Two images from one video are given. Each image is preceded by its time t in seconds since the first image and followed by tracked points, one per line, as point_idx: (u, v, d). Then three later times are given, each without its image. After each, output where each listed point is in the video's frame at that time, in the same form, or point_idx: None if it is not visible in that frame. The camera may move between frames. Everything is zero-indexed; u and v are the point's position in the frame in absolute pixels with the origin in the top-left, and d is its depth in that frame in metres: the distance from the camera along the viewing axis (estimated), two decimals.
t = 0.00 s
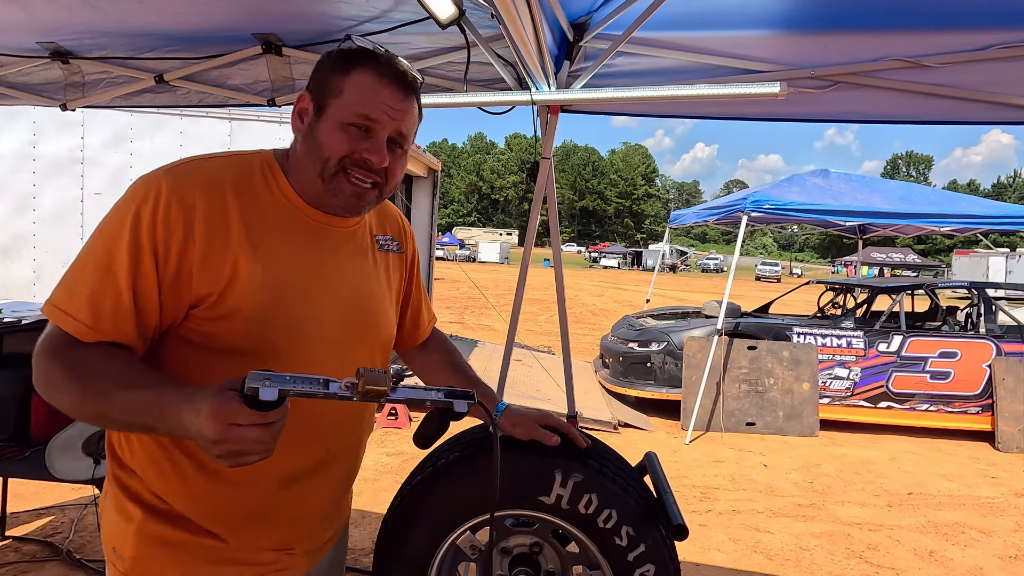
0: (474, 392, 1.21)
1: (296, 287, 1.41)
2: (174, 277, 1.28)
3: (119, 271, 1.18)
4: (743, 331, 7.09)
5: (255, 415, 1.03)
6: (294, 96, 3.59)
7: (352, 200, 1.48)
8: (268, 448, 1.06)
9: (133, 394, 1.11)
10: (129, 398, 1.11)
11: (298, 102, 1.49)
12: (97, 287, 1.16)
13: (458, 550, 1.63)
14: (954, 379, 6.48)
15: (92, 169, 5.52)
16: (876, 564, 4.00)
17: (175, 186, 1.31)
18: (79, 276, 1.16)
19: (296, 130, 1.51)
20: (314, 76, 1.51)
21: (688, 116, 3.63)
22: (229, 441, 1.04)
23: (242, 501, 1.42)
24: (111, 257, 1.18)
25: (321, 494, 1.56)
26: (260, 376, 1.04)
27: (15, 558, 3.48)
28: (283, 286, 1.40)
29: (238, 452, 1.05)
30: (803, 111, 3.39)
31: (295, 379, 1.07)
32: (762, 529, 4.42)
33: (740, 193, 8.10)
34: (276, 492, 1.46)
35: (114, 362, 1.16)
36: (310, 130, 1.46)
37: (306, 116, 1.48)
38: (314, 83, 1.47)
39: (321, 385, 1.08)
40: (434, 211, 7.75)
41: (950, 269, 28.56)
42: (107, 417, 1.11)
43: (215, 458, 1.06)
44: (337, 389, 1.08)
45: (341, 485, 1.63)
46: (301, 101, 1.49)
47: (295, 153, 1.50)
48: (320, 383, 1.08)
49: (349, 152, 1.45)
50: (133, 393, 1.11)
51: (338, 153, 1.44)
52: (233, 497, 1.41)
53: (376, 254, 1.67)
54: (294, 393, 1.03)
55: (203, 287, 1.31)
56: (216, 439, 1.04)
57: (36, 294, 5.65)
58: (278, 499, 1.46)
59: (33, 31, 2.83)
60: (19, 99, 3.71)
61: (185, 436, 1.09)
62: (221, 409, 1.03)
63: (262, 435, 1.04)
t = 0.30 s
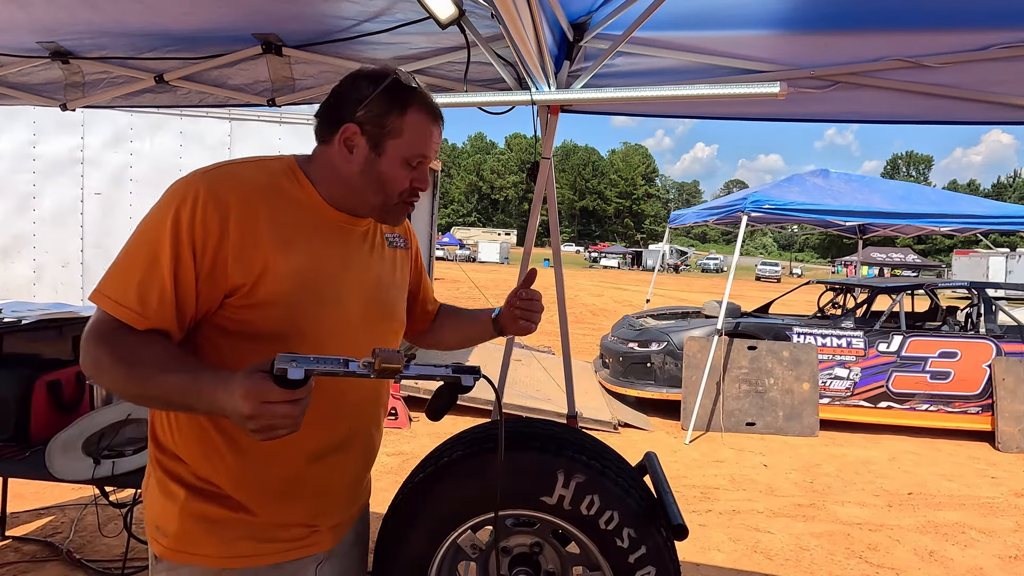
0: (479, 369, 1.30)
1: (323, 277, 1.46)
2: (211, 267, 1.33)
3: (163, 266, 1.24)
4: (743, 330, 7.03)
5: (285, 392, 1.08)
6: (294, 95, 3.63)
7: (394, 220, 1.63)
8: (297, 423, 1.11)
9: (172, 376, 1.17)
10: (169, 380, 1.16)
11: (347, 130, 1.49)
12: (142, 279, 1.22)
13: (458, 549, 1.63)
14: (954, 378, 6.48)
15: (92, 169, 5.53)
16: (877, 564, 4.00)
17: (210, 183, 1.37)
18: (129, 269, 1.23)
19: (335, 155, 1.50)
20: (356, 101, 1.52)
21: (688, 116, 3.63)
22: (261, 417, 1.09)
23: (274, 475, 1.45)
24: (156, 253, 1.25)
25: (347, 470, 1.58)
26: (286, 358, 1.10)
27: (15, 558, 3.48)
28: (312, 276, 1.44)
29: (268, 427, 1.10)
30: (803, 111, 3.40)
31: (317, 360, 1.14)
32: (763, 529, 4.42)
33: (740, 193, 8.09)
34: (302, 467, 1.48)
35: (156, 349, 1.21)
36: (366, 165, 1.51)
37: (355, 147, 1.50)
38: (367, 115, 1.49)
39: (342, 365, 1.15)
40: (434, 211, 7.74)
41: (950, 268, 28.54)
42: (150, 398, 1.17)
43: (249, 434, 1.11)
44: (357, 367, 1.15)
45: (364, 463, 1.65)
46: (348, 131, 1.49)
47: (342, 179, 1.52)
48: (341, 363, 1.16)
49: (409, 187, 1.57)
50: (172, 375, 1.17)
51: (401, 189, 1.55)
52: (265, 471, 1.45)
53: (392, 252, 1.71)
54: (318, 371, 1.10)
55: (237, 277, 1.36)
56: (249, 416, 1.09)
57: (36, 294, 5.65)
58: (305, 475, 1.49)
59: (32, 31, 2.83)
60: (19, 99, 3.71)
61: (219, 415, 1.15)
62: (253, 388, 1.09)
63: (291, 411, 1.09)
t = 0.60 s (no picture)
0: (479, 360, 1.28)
1: (332, 274, 1.46)
2: (224, 263, 1.34)
3: (179, 262, 1.26)
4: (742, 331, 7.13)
5: (295, 381, 1.11)
6: (294, 95, 3.64)
7: (389, 212, 1.59)
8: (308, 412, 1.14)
9: (189, 367, 1.19)
10: (186, 370, 1.19)
11: (333, 126, 1.53)
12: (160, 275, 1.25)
13: (458, 549, 1.63)
14: (954, 378, 6.48)
15: (92, 169, 5.53)
16: (877, 564, 4.00)
17: (224, 183, 1.40)
18: (148, 264, 1.25)
19: (329, 152, 1.55)
20: (344, 100, 1.56)
21: (688, 116, 3.63)
22: (273, 406, 1.11)
23: (289, 466, 1.46)
24: (173, 250, 1.26)
25: (360, 461, 1.59)
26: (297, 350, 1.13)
27: (15, 558, 3.48)
28: (320, 272, 1.44)
29: (280, 416, 1.12)
30: (803, 111, 3.39)
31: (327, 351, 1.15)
32: (763, 529, 4.42)
33: (740, 193, 8.09)
34: (316, 458, 1.49)
35: (175, 342, 1.24)
36: (351, 155, 1.52)
37: (343, 140, 1.53)
38: (349, 109, 1.53)
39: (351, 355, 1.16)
40: (434, 211, 7.74)
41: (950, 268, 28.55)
42: (171, 389, 1.20)
43: (263, 422, 1.13)
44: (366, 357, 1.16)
45: (378, 454, 1.65)
46: (335, 125, 1.53)
47: (334, 174, 1.54)
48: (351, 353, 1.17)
49: (394, 172, 1.53)
50: (189, 366, 1.19)
51: (386, 174, 1.52)
52: (280, 462, 1.45)
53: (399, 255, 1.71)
54: (328, 362, 1.11)
55: (248, 273, 1.37)
56: (262, 405, 1.12)
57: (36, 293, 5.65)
58: (319, 466, 1.49)
59: (32, 31, 2.83)
60: (19, 99, 3.71)
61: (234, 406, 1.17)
62: (265, 377, 1.11)
63: (303, 400, 1.12)
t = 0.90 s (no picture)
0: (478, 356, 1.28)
1: (338, 272, 1.46)
2: (234, 262, 1.35)
3: (189, 262, 1.27)
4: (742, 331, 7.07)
5: (292, 373, 1.11)
6: (294, 95, 3.64)
7: (372, 201, 1.56)
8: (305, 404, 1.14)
9: (196, 360, 1.19)
10: (192, 363, 1.19)
11: (327, 119, 1.60)
12: (172, 274, 1.26)
13: (459, 550, 1.64)
14: (954, 378, 6.49)
15: (92, 169, 5.53)
16: (876, 564, 4.00)
17: (234, 183, 1.41)
18: (161, 266, 1.26)
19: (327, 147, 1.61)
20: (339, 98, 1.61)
21: (687, 117, 3.63)
22: (272, 399, 1.12)
23: (296, 462, 1.46)
24: (184, 249, 1.28)
25: (368, 458, 1.58)
26: (293, 341, 1.13)
27: (15, 558, 3.48)
28: (326, 271, 1.44)
29: (279, 408, 1.13)
30: (803, 112, 3.39)
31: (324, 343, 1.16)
32: (763, 529, 4.42)
33: (740, 193, 8.09)
34: (323, 454, 1.49)
35: (185, 337, 1.25)
36: (335, 145, 1.56)
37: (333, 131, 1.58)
38: (339, 103, 1.57)
39: (347, 348, 1.16)
40: (433, 211, 7.74)
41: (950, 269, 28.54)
42: (177, 382, 1.20)
43: (263, 414, 1.14)
44: (361, 350, 1.16)
45: (385, 451, 1.64)
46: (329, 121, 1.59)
47: (326, 166, 1.58)
48: (347, 346, 1.17)
49: (368, 158, 1.52)
50: (196, 359, 1.20)
51: (359, 159, 1.52)
52: (288, 458, 1.45)
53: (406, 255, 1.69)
54: (324, 354, 1.12)
55: (257, 272, 1.37)
56: (262, 397, 1.12)
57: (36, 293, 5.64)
58: (325, 462, 1.49)
59: (32, 30, 2.83)
60: (19, 99, 3.71)
61: (235, 400, 1.18)
62: (264, 369, 1.12)
63: (300, 392, 1.12)
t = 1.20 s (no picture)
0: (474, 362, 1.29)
1: (341, 273, 1.46)
2: (240, 262, 1.35)
3: (195, 261, 1.27)
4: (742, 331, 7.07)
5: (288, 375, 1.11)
6: (294, 95, 3.64)
7: (376, 203, 1.55)
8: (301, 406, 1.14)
9: (198, 358, 1.19)
10: (195, 361, 1.19)
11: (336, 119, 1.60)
12: (179, 273, 1.26)
13: (460, 549, 1.64)
14: (954, 378, 6.49)
15: (92, 169, 5.53)
16: (876, 564, 4.00)
17: (242, 183, 1.41)
18: (168, 265, 1.27)
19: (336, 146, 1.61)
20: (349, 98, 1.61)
21: (687, 117, 3.63)
22: (268, 400, 1.12)
23: (298, 461, 1.46)
24: (191, 248, 1.28)
25: (370, 457, 1.58)
26: (290, 343, 1.14)
27: (15, 558, 3.48)
28: (330, 271, 1.44)
29: (274, 409, 1.13)
30: (803, 112, 3.40)
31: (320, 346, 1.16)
32: (763, 529, 4.42)
33: (740, 193, 8.09)
34: (325, 453, 1.49)
35: (189, 334, 1.25)
36: (342, 146, 1.56)
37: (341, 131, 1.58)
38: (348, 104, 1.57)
39: (342, 351, 1.16)
40: (433, 211, 7.74)
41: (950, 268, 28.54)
42: (180, 380, 1.20)
43: (260, 414, 1.14)
44: (356, 354, 1.17)
45: (389, 451, 1.64)
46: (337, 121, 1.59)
47: (333, 165, 1.58)
48: (343, 349, 1.17)
49: (372, 161, 1.52)
50: (198, 357, 1.20)
51: (363, 162, 1.52)
52: (291, 456, 1.45)
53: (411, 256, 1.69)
54: (319, 357, 1.12)
55: (262, 271, 1.37)
56: (259, 398, 1.12)
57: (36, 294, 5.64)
58: (327, 461, 1.49)
59: (32, 30, 2.83)
60: (19, 99, 3.71)
61: (235, 399, 1.18)
62: (261, 370, 1.12)
63: (296, 394, 1.12)
